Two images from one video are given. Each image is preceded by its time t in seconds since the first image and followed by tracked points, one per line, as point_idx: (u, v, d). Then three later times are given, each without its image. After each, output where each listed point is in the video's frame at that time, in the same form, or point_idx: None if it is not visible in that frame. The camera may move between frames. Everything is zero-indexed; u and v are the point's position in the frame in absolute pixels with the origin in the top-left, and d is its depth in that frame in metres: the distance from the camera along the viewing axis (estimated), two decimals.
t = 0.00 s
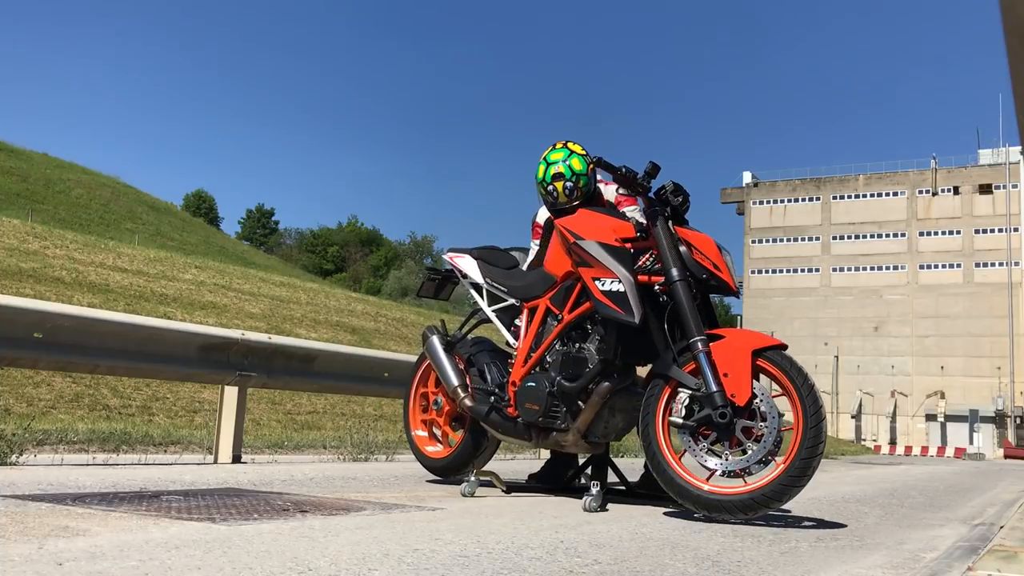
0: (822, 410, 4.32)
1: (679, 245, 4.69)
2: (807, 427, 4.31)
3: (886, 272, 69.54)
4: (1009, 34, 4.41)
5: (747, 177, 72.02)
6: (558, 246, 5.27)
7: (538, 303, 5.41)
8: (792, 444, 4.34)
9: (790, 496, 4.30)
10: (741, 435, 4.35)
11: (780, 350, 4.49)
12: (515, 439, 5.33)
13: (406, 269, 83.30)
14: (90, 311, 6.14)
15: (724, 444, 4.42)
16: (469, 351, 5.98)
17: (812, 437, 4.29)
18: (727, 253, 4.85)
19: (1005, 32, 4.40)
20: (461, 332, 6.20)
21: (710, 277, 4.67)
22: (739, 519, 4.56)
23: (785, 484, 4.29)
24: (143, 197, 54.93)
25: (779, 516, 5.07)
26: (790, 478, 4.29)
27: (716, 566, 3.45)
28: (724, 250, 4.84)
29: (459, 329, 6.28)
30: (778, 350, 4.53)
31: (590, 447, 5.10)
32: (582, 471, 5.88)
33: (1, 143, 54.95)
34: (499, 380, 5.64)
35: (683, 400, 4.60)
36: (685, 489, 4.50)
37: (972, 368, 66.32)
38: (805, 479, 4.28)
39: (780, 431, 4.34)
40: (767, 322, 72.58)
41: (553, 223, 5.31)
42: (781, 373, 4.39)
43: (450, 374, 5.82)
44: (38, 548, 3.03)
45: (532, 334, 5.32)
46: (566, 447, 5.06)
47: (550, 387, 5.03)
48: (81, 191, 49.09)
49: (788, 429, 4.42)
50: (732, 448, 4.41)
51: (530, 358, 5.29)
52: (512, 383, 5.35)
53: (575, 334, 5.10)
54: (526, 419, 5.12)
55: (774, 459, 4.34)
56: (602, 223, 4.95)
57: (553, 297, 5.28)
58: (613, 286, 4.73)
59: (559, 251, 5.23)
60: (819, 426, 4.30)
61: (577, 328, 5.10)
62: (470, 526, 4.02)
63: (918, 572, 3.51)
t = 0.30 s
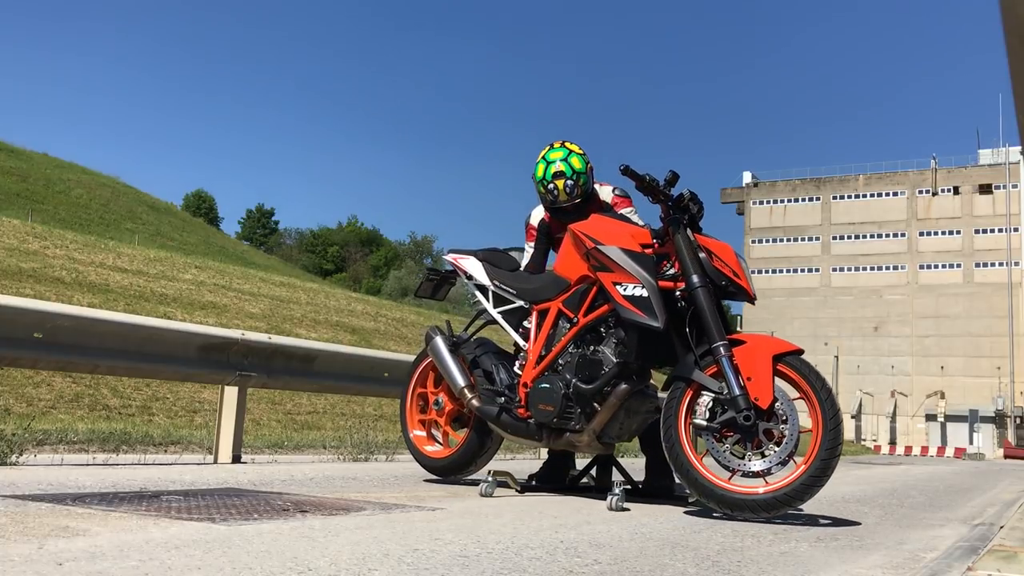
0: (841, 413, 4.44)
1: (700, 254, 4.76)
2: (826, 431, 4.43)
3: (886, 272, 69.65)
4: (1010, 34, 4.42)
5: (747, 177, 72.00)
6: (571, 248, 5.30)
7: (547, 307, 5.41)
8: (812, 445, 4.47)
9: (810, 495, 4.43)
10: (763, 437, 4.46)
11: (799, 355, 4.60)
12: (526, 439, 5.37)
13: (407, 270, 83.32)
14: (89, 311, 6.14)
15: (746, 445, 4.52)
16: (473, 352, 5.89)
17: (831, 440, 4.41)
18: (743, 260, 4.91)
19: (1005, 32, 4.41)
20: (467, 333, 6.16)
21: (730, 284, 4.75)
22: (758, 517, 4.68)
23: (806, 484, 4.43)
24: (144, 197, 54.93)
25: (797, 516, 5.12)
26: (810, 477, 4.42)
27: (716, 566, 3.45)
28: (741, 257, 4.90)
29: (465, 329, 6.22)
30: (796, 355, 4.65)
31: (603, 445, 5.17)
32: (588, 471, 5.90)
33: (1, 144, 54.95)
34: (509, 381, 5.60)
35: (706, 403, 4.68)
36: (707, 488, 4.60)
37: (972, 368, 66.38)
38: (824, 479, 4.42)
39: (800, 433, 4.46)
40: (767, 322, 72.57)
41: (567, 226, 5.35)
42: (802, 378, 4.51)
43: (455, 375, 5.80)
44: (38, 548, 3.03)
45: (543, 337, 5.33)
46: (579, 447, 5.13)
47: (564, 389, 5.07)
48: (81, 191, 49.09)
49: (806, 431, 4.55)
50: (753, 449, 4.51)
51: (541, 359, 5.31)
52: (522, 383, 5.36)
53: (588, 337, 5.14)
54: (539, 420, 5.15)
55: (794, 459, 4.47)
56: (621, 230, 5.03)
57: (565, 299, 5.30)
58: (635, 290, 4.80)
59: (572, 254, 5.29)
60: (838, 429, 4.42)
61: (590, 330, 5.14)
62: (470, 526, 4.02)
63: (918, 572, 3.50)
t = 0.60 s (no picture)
0: (850, 417, 4.46)
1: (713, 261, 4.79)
2: (835, 433, 4.45)
3: (886, 272, 69.67)
4: (1009, 34, 4.43)
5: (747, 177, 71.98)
6: (583, 252, 5.32)
7: (559, 310, 5.43)
8: (821, 447, 4.49)
9: (820, 494, 4.47)
10: (774, 438, 4.48)
11: (809, 360, 4.62)
12: (537, 439, 5.39)
13: (407, 270, 83.31)
14: (89, 311, 6.14)
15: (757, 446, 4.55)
16: (482, 355, 5.92)
17: (839, 442, 4.45)
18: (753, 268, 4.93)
19: (1005, 32, 4.41)
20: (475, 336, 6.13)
21: (742, 291, 4.78)
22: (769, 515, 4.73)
23: (815, 484, 4.46)
24: (143, 197, 54.94)
25: (805, 515, 5.14)
26: (820, 477, 4.46)
27: (715, 566, 3.45)
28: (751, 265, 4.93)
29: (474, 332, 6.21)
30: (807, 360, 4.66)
31: (614, 446, 5.21)
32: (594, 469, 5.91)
33: (2, 144, 54.93)
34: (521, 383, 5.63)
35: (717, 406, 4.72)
36: (719, 488, 4.65)
37: (972, 368, 66.42)
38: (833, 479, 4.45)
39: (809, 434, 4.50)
40: (767, 322, 72.55)
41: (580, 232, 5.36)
42: (811, 383, 4.53)
43: (464, 375, 5.78)
44: (38, 548, 3.03)
45: (554, 341, 5.35)
46: (589, 448, 5.15)
47: (577, 390, 5.08)
48: (81, 191, 49.10)
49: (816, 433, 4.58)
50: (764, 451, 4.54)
51: (553, 362, 5.32)
52: (534, 385, 5.38)
53: (602, 341, 5.16)
54: (552, 421, 5.17)
55: (804, 460, 4.50)
56: (634, 237, 5.05)
57: (578, 303, 5.32)
58: (649, 296, 4.82)
59: (585, 259, 5.30)
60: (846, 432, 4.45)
61: (604, 334, 5.16)
62: (469, 526, 4.02)
63: (917, 572, 3.51)
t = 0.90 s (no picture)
0: (850, 417, 4.46)
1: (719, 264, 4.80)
2: (835, 432, 4.45)
3: (886, 272, 69.67)
4: (1008, 34, 4.42)
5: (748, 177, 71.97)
6: (594, 257, 5.34)
7: (571, 314, 5.45)
8: (821, 446, 4.50)
9: (820, 492, 4.48)
10: (777, 438, 4.49)
11: (812, 362, 4.64)
12: (549, 440, 5.41)
13: (408, 270, 83.29)
14: (89, 311, 6.14)
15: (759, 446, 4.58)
16: (499, 356, 5.89)
17: (841, 441, 4.44)
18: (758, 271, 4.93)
19: (1004, 31, 4.41)
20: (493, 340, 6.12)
21: (745, 295, 4.78)
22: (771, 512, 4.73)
23: (816, 482, 4.47)
24: (144, 198, 54.94)
25: (805, 513, 5.15)
26: (820, 475, 4.46)
27: (716, 566, 3.45)
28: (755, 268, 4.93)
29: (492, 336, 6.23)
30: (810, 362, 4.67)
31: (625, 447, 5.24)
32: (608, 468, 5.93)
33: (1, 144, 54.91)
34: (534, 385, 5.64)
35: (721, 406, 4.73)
36: (721, 486, 4.66)
37: (972, 368, 66.43)
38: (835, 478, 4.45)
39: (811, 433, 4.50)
40: (767, 322, 72.53)
41: (591, 237, 5.39)
42: (813, 384, 4.54)
43: (481, 377, 5.79)
44: (39, 547, 3.03)
45: (566, 344, 5.37)
46: (600, 447, 5.17)
47: (587, 392, 5.10)
48: (81, 191, 49.08)
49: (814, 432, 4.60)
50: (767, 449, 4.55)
51: (565, 364, 5.34)
52: (546, 387, 5.39)
53: (611, 343, 5.18)
54: (563, 421, 5.19)
55: (806, 458, 4.51)
56: (641, 242, 5.05)
57: (588, 306, 5.34)
58: (655, 300, 4.85)
59: (595, 263, 5.33)
60: (847, 432, 4.45)
61: (614, 336, 5.18)
62: (469, 526, 4.02)
63: (917, 572, 3.50)
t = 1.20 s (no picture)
0: (848, 417, 4.44)
1: (721, 268, 4.80)
2: (833, 431, 4.43)
3: (886, 272, 69.66)
4: (1008, 34, 4.42)
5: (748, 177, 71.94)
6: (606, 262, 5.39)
7: (588, 319, 5.51)
8: (819, 446, 4.47)
9: (818, 491, 4.44)
10: (774, 438, 4.49)
11: (812, 364, 4.63)
12: (567, 441, 5.46)
13: (408, 270, 83.27)
14: (89, 311, 6.14)
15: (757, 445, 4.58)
16: (524, 360, 6.03)
17: (839, 440, 4.41)
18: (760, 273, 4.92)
19: (1004, 31, 4.40)
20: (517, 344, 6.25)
21: (747, 298, 4.78)
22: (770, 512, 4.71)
23: (812, 481, 4.44)
24: (144, 197, 54.92)
25: (804, 512, 5.16)
26: (817, 475, 4.43)
27: (715, 566, 3.45)
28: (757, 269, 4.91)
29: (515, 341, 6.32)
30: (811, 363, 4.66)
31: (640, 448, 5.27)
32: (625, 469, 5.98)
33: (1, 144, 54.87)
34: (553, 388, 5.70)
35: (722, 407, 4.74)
36: (720, 485, 4.66)
37: (972, 368, 66.47)
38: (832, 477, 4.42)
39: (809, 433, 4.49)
40: (767, 322, 72.52)
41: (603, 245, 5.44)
42: (812, 385, 4.52)
43: (506, 380, 5.90)
44: (39, 547, 3.03)
45: (582, 347, 5.44)
46: (614, 448, 5.21)
47: (600, 394, 5.15)
48: (81, 191, 49.09)
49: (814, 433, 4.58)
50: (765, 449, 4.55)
51: (581, 367, 5.40)
52: (563, 389, 5.45)
53: (623, 346, 5.21)
54: (578, 423, 5.25)
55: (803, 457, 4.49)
56: (648, 247, 5.08)
57: (603, 311, 5.40)
58: (659, 304, 4.88)
59: (606, 268, 5.39)
60: (845, 432, 4.42)
61: (625, 340, 5.22)
62: (469, 526, 4.02)
63: (917, 572, 3.51)
